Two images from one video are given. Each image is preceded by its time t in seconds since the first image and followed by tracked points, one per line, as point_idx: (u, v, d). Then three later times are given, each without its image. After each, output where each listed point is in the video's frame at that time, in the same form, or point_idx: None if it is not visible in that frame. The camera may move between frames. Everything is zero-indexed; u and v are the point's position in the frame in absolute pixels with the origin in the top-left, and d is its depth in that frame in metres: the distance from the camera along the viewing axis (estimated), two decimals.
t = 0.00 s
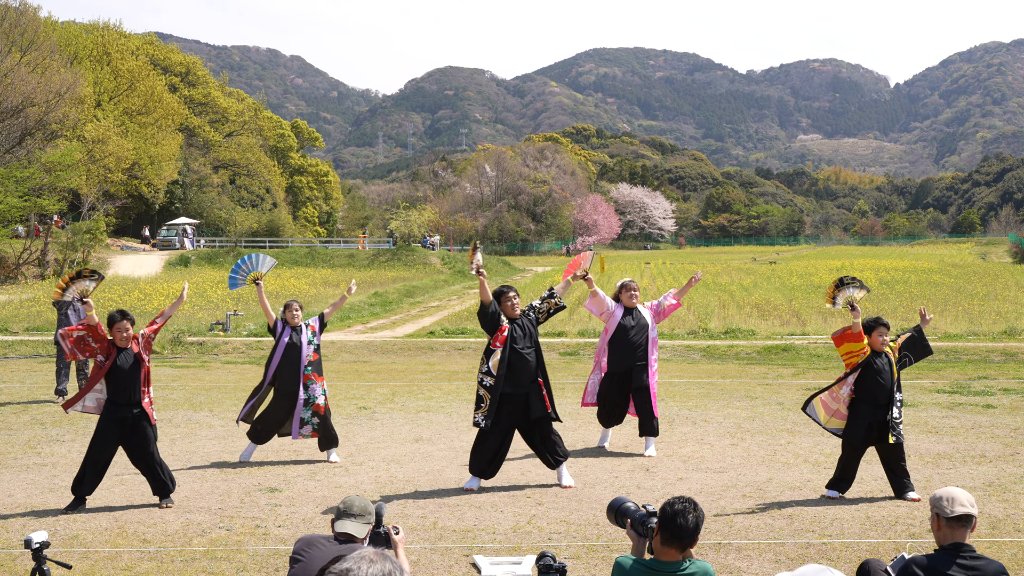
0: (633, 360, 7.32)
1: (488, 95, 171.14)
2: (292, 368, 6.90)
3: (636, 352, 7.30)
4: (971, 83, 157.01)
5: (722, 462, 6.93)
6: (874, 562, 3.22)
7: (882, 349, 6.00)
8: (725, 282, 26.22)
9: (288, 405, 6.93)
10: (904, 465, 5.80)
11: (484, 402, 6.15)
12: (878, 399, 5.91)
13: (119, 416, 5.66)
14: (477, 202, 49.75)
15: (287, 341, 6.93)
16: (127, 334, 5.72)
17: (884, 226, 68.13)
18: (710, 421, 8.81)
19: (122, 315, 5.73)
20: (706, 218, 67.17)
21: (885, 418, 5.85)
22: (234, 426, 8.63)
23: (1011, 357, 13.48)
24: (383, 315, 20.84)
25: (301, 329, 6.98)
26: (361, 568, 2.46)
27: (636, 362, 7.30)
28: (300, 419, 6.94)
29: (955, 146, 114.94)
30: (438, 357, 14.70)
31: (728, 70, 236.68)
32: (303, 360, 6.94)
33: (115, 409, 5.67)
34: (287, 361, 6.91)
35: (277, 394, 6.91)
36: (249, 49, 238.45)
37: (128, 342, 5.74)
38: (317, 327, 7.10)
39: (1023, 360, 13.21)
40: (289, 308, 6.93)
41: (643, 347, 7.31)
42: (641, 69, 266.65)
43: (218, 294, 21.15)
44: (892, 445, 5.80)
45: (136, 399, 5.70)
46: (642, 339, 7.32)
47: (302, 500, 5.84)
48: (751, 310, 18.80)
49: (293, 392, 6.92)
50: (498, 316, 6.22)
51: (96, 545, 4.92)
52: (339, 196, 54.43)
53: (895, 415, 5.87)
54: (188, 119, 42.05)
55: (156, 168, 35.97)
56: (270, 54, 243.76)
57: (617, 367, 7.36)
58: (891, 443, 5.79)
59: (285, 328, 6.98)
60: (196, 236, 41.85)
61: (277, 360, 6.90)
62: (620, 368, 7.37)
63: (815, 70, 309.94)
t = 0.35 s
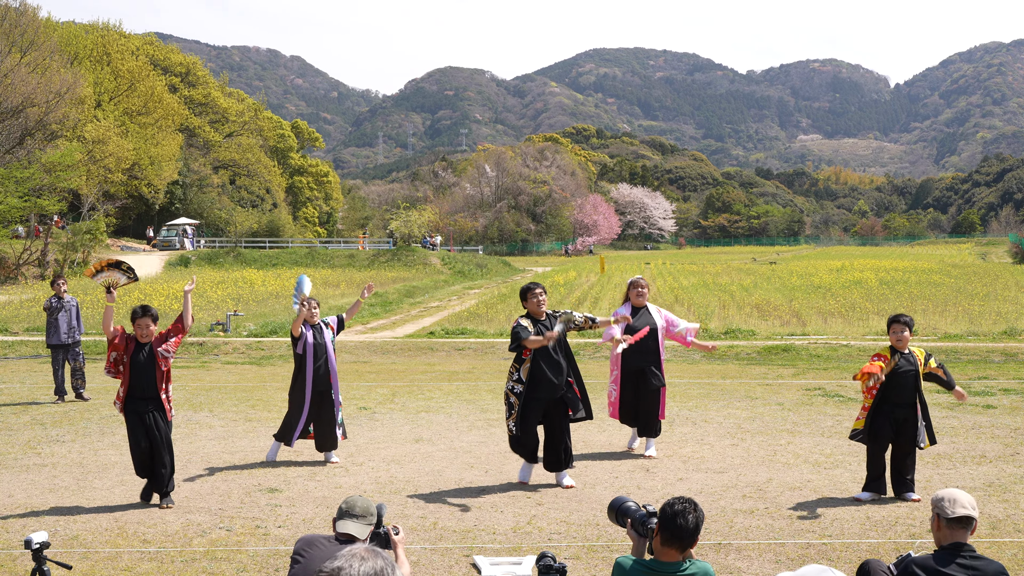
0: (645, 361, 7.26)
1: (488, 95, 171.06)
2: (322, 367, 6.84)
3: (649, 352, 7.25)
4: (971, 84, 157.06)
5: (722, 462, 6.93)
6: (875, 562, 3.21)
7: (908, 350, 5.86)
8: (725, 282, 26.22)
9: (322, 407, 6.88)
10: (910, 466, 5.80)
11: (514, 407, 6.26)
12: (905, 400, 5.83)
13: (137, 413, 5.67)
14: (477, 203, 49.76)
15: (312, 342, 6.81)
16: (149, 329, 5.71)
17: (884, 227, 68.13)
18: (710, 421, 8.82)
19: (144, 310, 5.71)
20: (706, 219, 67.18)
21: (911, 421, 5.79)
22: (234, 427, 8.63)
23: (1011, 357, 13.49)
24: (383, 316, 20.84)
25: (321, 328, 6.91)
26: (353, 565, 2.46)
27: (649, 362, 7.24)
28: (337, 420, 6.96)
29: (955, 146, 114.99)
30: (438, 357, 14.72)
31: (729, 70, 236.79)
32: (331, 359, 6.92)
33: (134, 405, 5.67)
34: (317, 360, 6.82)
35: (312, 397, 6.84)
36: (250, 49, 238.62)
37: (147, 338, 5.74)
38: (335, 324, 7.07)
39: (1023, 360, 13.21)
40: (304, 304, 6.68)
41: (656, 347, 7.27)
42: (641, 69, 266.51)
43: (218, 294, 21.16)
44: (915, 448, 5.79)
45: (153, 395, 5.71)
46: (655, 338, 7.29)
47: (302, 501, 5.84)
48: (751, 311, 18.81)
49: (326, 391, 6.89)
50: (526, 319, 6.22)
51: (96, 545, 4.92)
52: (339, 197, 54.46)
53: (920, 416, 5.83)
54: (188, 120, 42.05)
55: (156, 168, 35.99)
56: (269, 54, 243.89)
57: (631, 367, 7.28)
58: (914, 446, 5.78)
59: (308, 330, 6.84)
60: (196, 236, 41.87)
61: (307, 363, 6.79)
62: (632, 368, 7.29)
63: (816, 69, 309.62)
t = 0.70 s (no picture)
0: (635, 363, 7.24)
1: (488, 95, 170.97)
2: (314, 371, 6.88)
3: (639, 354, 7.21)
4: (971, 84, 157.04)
5: (721, 462, 6.93)
6: (875, 562, 3.21)
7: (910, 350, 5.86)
8: (725, 282, 26.21)
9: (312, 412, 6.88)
10: (911, 466, 5.80)
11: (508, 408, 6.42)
12: (906, 400, 5.83)
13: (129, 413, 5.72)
14: (478, 202, 49.71)
15: (301, 345, 6.86)
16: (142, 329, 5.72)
17: (884, 226, 68.10)
18: (709, 421, 8.81)
19: (140, 311, 5.71)
20: (706, 218, 67.16)
21: (910, 422, 5.81)
22: (234, 426, 8.64)
23: (1011, 357, 13.48)
24: (383, 315, 20.83)
25: (314, 329, 6.91)
26: (347, 564, 2.46)
27: (637, 366, 7.23)
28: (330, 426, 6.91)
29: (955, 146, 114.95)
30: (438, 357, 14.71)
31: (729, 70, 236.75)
32: (320, 364, 6.91)
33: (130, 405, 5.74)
34: (307, 363, 6.87)
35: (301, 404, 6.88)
36: (249, 49, 238.58)
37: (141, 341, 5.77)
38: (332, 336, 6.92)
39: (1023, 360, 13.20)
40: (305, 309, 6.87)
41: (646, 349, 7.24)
42: (641, 69, 266.36)
43: (218, 294, 21.15)
44: (917, 449, 5.81)
45: (143, 397, 5.72)
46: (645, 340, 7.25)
47: (302, 500, 5.84)
48: (751, 310, 18.80)
49: (317, 394, 6.90)
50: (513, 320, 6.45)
51: (96, 545, 4.93)
52: (339, 196, 54.45)
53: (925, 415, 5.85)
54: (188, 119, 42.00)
55: (156, 168, 35.92)
56: (269, 53, 244.00)
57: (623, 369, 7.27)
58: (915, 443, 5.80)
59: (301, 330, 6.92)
60: (195, 236, 41.87)
61: (299, 366, 6.87)
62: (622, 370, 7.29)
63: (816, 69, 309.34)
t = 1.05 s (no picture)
0: (612, 363, 7.15)
1: (489, 95, 170.97)
2: (281, 370, 6.78)
3: (618, 355, 7.12)
4: (971, 84, 157.14)
5: (721, 462, 6.93)
6: (876, 562, 3.20)
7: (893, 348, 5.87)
8: (725, 282, 26.20)
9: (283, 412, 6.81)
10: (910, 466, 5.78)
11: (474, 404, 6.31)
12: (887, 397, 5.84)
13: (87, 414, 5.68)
14: (477, 203, 49.68)
15: (269, 344, 6.82)
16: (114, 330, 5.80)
17: (884, 226, 68.10)
18: (709, 421, 8.82)
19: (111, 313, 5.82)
20: (706, 218, 67.17)
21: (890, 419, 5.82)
22: (234, 426, 8.63)
23: (1011, 357, 13.48)
24: (384, 315, 20.82)
25: (284, 331, 6.85)
26: (346, 564, 2.46)
27: (614, 366, 7.13)
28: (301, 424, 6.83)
29: (955, 146, 114.94)
30: (438, 357, 14.70)
31: (729, 70, 236.66)
32: (286, 362, 6.79)
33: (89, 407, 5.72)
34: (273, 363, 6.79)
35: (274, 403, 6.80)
36: (250, 49, 238.55)
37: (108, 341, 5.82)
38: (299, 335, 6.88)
39: (1023, 360, 13.20)
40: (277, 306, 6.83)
41: (625, 349, 7.13)
42: (641, 69, 266.37)
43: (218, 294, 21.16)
44: (907, 445, 5.78)
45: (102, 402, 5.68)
46: (625, 339, 7.14)
47: (303, 501, 5.83)
48: (751, 310, 18.80)
49: (284, 393, 6.81)
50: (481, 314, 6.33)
51: (96, 545, 4.92)
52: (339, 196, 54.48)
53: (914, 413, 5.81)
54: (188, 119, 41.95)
55: (156, 168, 35.89)
56: (269, 53, 244.04)
57: (600, 368, 7.18)
58: (901, 442, 5.76)
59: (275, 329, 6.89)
60: (196, 236, 41.87)
61: (265, 365, 6.80)
62: (598, 369, 7.19)
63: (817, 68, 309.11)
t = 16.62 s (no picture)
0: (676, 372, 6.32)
1: (495, 95, 170.92)
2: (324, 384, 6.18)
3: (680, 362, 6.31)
4: (979, 84, 156.42)
5: (728, 462, 6.92)
6: (884, 562, 3.20)
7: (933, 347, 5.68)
8: (732, 282, 26.11)
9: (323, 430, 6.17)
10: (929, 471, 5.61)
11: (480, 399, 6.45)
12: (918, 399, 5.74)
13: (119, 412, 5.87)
14: (484, 202, 49.64)
15: (316, 352, 6.22)
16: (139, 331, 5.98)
17: (891, 226, 67.83)
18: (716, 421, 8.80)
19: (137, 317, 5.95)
20: (713, 218, 67.02)
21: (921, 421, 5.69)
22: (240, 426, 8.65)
23: (1019, 357, 13.40)
24: (389, 315, 20.83)
25: (334, 338, 6.26)
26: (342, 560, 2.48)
27: (679, 374, 6.32)
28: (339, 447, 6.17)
29: (963, 146, 114.39)
30: (444, 357, 14.70)
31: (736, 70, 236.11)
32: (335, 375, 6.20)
33: (117, 408, 5.91)
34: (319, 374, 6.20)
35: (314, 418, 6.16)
36: (256, 49, 238.98)
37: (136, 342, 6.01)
38: (353, 343, 6.28)
39: None
40: (324, 311, 6.19)
41: (686, 356, 6.33)
42: (648, 68, 265.91)
43: (224, 294, 21.20)
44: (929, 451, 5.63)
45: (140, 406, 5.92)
46: (686, 346, 6.33)
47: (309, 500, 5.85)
48: (758, 310, 18.74)
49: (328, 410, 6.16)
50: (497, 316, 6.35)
51: (103, 545, 4.94)
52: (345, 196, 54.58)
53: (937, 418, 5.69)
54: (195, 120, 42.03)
55: (162, 168, 35.94)
56: (276, 53, 244.60)
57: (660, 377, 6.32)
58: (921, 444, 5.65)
59: (319, 336, 6.30)
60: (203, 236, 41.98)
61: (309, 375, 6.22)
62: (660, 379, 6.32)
63: (825, 67, 307.98)
